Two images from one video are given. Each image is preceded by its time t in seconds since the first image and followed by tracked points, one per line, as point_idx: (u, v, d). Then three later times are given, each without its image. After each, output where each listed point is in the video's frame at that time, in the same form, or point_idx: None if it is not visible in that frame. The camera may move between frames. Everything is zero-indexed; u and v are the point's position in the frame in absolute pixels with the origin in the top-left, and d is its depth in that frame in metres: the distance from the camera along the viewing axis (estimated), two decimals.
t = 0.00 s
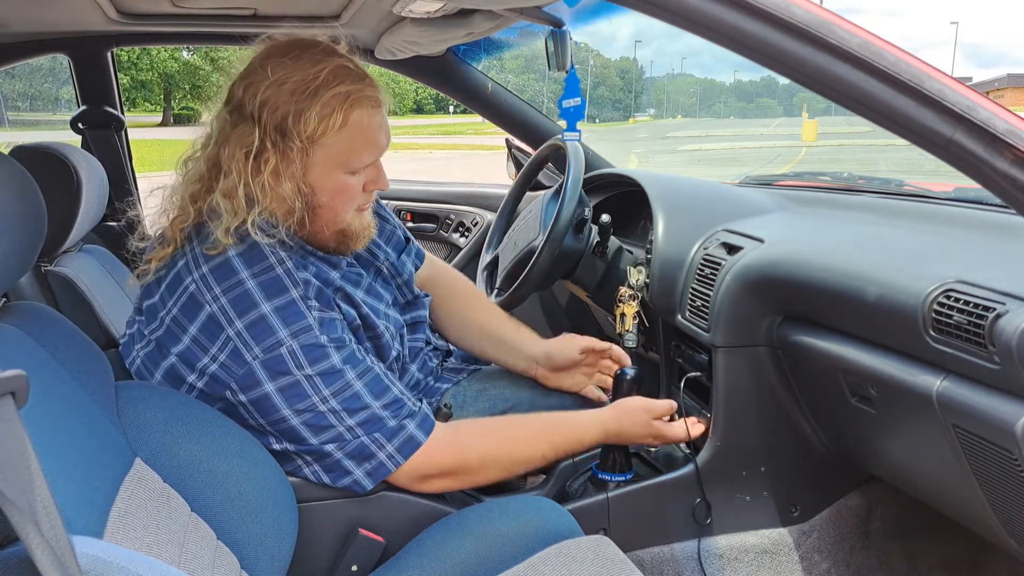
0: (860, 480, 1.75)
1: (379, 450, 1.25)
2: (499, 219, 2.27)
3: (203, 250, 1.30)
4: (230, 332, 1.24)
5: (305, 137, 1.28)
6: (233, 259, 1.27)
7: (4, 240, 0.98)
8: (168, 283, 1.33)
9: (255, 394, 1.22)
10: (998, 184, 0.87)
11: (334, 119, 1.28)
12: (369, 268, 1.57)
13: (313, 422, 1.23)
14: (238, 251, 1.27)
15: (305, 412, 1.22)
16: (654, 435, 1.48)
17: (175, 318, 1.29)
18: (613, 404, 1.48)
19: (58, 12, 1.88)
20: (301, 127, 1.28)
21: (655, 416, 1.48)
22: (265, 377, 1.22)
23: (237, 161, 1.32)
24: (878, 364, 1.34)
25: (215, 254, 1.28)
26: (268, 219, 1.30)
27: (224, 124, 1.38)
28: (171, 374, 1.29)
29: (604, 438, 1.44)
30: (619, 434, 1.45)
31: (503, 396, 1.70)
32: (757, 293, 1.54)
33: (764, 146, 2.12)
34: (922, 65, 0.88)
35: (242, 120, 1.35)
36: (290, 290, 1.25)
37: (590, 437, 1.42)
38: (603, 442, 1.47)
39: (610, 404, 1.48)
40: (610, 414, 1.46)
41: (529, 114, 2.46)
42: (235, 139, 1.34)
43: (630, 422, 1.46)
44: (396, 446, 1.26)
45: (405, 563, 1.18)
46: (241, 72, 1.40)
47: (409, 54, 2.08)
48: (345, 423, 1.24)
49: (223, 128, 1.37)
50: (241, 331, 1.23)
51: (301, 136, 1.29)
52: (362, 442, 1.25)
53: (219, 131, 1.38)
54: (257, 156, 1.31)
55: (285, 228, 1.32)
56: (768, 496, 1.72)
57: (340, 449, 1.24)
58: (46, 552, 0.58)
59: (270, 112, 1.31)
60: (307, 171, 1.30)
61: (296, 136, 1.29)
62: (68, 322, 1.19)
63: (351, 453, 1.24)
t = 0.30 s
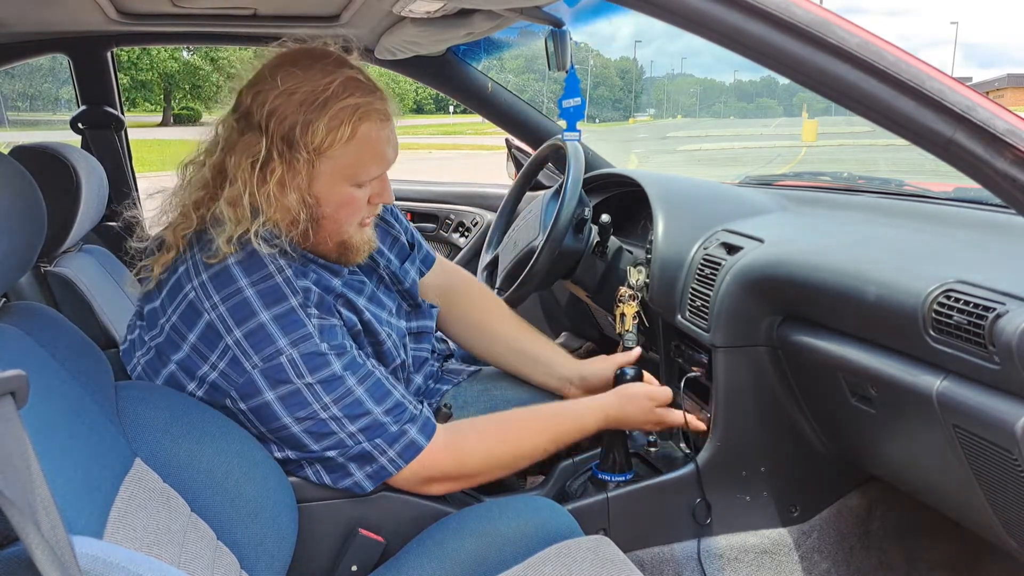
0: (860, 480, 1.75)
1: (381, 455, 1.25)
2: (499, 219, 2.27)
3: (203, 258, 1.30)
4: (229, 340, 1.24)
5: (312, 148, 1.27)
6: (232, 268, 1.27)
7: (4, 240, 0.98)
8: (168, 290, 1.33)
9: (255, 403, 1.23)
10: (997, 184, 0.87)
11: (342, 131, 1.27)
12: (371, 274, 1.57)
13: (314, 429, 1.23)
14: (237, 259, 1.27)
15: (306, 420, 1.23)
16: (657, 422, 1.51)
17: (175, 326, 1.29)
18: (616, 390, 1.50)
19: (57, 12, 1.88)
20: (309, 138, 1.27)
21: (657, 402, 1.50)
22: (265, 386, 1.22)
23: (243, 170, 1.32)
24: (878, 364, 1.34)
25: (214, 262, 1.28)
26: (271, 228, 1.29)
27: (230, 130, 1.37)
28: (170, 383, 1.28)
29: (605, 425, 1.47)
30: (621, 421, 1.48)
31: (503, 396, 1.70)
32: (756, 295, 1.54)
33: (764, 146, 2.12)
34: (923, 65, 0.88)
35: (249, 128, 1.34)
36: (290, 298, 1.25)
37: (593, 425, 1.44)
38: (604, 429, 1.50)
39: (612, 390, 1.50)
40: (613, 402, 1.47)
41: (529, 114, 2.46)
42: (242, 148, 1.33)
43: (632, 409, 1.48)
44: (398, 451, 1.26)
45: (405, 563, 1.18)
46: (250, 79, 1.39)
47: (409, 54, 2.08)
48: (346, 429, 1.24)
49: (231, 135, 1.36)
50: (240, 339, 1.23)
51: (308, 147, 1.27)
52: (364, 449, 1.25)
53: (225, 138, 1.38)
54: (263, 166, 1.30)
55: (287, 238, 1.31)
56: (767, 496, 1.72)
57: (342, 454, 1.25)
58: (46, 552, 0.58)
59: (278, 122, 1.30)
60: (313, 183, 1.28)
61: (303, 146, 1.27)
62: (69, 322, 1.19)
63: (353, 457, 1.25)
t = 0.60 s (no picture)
0: (860, 480, 1.76)
1: (383, 458, 1.25)
2: (498, 220, 2.27)
3: (206, 258, 1.30)
4: (233, 340, 1.24)
5: (266, 136, 1.28)
6: (237, 267, 1.27)
7: (4, 241, 0.98)
8: (174, 290, 1.33)
9: (259, 403, 1.22)
10: (998, 184, 0.87)
11: (290, 116, 1.27)
12: (379, 277, 1.58)
13: (317, 431, 1.23)
14: (241, 259, 1.28)
15: (309, 421, 1.23)
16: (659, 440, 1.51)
17: (180, 326, 1.30)
18: (620, 406, 1.49)
19: (58, 12, 1.88)
20: (261, 126, 1.28)
21: (659, 420, 1.49)
22: (269, 386, 1.21)
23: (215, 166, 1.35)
24: (877, 365, 1.34)
25: (218, 262, 1.28)
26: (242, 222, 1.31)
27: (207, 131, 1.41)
28: (174, 382, 1.28)
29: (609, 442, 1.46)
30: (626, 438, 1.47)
31: (503, 396, 1.70)
32: (758, 294, 1.54)
33: (764, 146, 2.12)
34: (923, 65, 0.88)
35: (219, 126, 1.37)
36: (295, 298, 1.25)
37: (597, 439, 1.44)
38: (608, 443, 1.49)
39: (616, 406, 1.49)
40: (617, 419, 1.46)
41: (529, 115, 2.46)
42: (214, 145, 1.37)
43: (635, 427, 1.47)
44: (400, 454, 1.26)
45: (405, 564, 1.18)
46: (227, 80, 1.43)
47: (410, 54, 2.08)
48: (348, 431, 1.24)
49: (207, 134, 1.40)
50: (245, 339, 1.23)
51: (262, 135, 1.29)
52: (366, 451, 1.25)
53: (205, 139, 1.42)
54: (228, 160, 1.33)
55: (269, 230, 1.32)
56: (768, 496, 1.72)
57: (344, 456, 1.25)
58: (46, 553, 0.58)
59: (237, 114, 1.32)
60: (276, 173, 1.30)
61: (256, 135, 1.29)
62: (70, 322, 1.19)
63: (355, 459, 1.25)
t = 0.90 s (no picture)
0: (860, 479, 1.77)
1: (387, 458, 1.25)
2: (498, 220, 2.27)
3: (208, 260, 1.30)
4: (238, 343, 1.23)
5: (246, 139, 1.31)
6: (242, 269, 1.27)
7: (4, 241, 0.98)
8: (178, 292, 1.33)
9: (264, 406, 1.22)
10: (998, 184, 0.87)
11: (267, 119, 1.29)
12: (385, 275, 1.58)
13: (321, 434, 1.23)
14: (246, 261, 1.28)
15: (313, 424, 1.22)
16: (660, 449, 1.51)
17: (185, 328, 1.29)
18: (620, 419, 1.49)
19: (58, 12, 1.88)
20: (240, 130, 1.31)
21: (658, 429, 1.50)
22: (274, 390, 1.21)
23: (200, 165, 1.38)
24: (877, 365, 1.33)
25: (219, 263, 1.28)
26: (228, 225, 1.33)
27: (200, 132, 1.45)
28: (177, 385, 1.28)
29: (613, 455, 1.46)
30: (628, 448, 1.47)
31: (503, 396, 1.69)
32: (759, 295, 1.54)
33: (764, 146, 2.12)
34: (923, 65, 0.88)
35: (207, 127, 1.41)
36: (299, 302, 1.25)
37: (599, 450, 1.43)
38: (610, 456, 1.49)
39: (617, 418, 1.49)
40: (619, 431, 1.46)
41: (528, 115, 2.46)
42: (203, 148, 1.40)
43: (636, 438, 1.47)
44: (404, 454, 1.26)
45: (406, 564, 1.18)
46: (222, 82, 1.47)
47: (409, 54, 2.08)
48: (353, 433, 1.23)
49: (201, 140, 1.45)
50: (250, 342, 1.23)
51: (241, 138, 1.31)
52: (371, 452, 1.24)
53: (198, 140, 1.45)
54: (212, 161, 1.36)
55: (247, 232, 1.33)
56: (768, 496, 1.72)
57: (350, 458, 1.24)
58: (46, 553, 0.58)
59: (222, 117, 1.36)
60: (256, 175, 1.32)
61: (236, 137, 1.32)
62: (70, 322, 1.19)
63: (360, 461, 1.25)
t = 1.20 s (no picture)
0: (860, 480, 1.77)
1: (385, 460, 1.25)
2: (498, 219, 2.27)
3: (206, 264, 1.30)
4: (235, 347, 1.23)
5: (293, 142, 1.26)
6: (237, 273, 1.27)
7: (4, 241, 0.98)
8: (174, 296, 1.33)
9: (261, 410, 1.22)
10: (997, 183, 0.87)
11: (319, 123, 1.26)
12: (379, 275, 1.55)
13: (319, 437, 1.23)
14: (242, 265, 1.27)
15: (311, 427, 1.22)
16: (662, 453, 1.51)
17: (180, 332, 1.29)
18: (621, 426, 1.49)
19: (58, 12, 1.88)
20: (286, 132, 1.26)
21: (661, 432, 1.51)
22: (270, 394, 1.21)
23: (226, 167, 1.32)
24: (877, 365, 1.33)
25: (218, 268, 1.28)
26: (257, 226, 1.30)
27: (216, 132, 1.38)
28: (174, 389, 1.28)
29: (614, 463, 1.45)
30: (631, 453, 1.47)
31: (503, 395, 1.69)
32: (759, 294, 1.54)
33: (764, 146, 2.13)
34: (923, 65, 0.88)
35: (230, 127, 1.34)
36: (296, 305, 1.25)
37: (599, 456, 1.42)
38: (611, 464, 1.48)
39: (618, 425, 1.49)
40: (619, 437, 1.45)
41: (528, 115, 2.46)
42: (226, 147, 1.34)
43: (638, 442, 1.47)
44: (402, 456, 1.26)
45: (406, 564, 1.18)
46: (236, 79, 1.40)
47: (409, 54, 2.08)
48: (350, 436, 1.23)
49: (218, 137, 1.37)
50: (246, 347, 1.23)
51: (288, 140, 1.27)
52: (369, 454, 1.24)
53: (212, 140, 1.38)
54: (243, 162, 1.30)
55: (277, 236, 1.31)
56: (768, 496, 1.72)
57: (347, 460, 1.24)
58: (46, 553, 0.58)
59: (255, 117, 1.30)
60: (297, 178, 1.28)
61: (281, 140, 1.27)
62: (70, 323, 1.19)
63: (358, 463, 1.25)
